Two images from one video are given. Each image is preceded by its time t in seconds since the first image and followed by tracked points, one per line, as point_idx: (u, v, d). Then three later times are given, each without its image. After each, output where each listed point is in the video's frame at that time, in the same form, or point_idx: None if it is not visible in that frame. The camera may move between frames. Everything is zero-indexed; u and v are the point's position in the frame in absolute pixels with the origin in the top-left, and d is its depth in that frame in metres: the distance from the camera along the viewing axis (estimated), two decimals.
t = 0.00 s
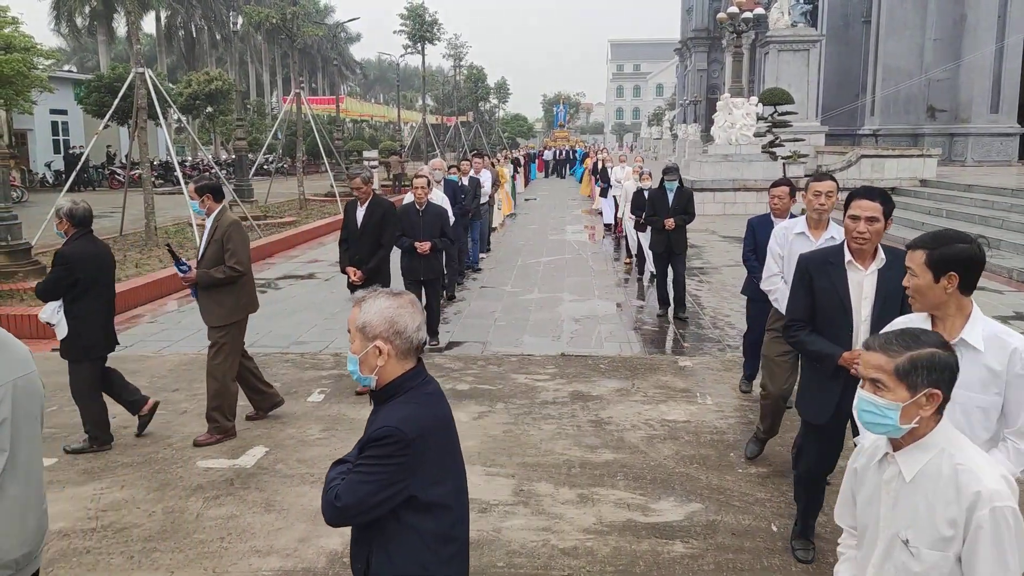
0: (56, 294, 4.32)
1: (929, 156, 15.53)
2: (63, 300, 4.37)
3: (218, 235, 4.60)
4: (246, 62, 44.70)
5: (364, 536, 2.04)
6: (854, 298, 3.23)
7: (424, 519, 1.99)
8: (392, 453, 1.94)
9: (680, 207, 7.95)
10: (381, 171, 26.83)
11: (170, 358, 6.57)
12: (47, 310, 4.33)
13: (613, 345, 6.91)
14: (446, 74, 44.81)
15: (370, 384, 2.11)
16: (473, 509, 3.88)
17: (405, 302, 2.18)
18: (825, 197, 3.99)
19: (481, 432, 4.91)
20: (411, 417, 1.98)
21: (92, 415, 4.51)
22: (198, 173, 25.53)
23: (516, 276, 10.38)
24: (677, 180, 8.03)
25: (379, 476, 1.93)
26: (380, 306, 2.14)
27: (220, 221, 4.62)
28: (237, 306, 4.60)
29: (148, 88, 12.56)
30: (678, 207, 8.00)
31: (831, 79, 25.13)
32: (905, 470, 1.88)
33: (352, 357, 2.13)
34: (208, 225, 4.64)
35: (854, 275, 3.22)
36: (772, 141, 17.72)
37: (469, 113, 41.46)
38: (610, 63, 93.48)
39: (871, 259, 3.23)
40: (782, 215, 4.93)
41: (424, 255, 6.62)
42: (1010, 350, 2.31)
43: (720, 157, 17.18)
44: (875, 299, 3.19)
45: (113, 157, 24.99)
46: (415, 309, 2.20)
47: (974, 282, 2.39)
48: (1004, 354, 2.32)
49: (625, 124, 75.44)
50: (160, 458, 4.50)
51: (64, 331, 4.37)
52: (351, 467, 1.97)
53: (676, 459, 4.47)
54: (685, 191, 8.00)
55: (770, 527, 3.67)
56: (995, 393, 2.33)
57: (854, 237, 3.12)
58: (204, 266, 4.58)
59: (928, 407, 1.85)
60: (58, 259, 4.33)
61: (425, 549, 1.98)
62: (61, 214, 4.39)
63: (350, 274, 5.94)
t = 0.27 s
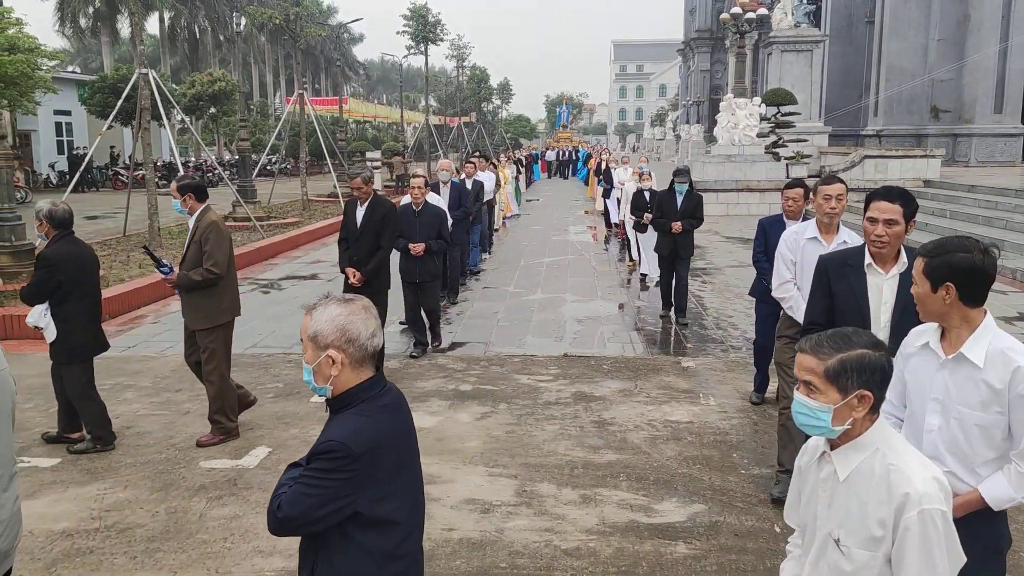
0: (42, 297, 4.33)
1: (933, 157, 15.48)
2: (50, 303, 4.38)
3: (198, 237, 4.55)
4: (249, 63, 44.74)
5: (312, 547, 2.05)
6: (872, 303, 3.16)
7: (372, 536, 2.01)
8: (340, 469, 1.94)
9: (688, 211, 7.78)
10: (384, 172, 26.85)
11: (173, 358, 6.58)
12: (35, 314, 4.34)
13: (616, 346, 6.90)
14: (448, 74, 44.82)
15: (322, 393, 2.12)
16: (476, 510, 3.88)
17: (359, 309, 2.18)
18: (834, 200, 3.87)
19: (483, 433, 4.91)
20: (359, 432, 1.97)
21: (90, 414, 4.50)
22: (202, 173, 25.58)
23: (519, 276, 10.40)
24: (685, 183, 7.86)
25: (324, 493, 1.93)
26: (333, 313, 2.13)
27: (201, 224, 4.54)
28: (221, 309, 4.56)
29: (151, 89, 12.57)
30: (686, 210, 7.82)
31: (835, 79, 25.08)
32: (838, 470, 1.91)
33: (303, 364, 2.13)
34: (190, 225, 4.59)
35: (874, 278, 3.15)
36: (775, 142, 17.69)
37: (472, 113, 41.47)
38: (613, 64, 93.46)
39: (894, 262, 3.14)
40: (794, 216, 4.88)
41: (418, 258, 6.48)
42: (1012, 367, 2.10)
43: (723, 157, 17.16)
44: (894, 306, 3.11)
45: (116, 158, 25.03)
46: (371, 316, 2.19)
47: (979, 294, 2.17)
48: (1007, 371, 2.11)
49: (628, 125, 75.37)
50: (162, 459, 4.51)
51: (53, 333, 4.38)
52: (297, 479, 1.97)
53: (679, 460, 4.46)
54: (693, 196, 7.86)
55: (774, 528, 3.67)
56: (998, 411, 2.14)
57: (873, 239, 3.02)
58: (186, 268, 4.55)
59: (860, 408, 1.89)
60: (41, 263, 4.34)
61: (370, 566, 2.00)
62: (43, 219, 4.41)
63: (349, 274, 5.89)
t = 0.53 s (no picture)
0: (26, 296, 4.33)
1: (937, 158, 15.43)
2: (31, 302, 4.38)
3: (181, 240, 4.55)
4: (253, 64, 44.86)
5: (276, 551, 2.05)
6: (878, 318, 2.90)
7: (334, 539, 2.00)
8: (299, 470, 1.94)
9: (697, 211, 7.69)
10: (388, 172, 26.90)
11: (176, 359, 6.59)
12: (15, 312, 4.33)
13: (618, 347, 6.90)
14: (452, 76, 44.88)
15: (285, 395, 2.16)
16: (478, 511, 3.88)
17: (322, 313, 2.23)
18: (833, 207, 3.86)
19: (485, 434, 4.90)
20: (317, 435, 1.98)
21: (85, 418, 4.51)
22: (205, 174, 25.66)
23: (521, 277, 10.42)
24: (693, 183, 7.75)
25: (284, 495, 1.94)
26: (297, 317, 2.19)
27: (184, 227, 4.54)
28: (203, 312, 4.56)
29: (155, 90, 12.60)
30: (694, 210, 7.74)
31: (838, 80, 25.04)
32: (771, 480, 1.89)
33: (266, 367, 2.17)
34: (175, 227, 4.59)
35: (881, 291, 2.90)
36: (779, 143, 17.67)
37: (475, 114, 41.52)
38: (616, 65, 93.56)
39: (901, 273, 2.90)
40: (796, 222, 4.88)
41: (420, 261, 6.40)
42: (987, 376, 1.95)
43: (727, 158, 17.17)
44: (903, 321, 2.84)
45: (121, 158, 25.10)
46: (334, 319, 2.26)
47: (951, 300, 2.04)
48: (982, 380, 1.97)
49: (632, 126, 75.44)
50: (165, 459, 4.51)
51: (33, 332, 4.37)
52: (256, 483, 1.96)
53: (682, 462, 4.45)
54: (702, 196, 7.75)
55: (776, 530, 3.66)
56: (978, 424, 1.98)
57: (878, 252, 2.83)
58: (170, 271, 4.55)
59: (791, 424, 1.87)
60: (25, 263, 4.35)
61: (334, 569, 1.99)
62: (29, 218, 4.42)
63: (347, 278, 5.73)
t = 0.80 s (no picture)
0: (4, 290, 4.35)
1: (940, 159, 15.45)
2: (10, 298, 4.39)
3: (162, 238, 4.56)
4: (256, 65, 44.93)
5: (245, 542, 2.05)
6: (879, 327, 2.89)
7: (303, 532, 2.01)
8: (272, 461, 1.95)
9: (702, 212, 7.69)
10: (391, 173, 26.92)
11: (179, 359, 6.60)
12: None
13: (621, 348, 6.90)
14: (454, 76, 44.91)
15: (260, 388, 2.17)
16: (481, 511, 3.88)
17: (305, 310, 2.26)
18: (828, 207, 3.85)
19: (487, 435, 4.90)
20: (290, 427, 2.00)
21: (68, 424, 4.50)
22: (209, 175, 25.72)
23: (524, 277, 10.44)
24: (698, 186, 7.79)
25: (255, 486, 1.94)
26: (279, 311, 2.20)
27: (165, 224, 4.56)
28: (179, 310, 4.54)
29: (158, 90, 12.62)
30: (699, 212, 7.72)
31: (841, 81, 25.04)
32: (690, 475, 1.89)
33: (243, 359, 2.19)
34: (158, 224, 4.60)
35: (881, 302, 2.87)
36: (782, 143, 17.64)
37: (478, 115, 41.53)
38: (619, 66, 93.53)
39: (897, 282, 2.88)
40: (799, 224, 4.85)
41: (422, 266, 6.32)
42: (960, 378, 1.93)
43: (730, 159, 17.17)
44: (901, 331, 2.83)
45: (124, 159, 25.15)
46: (314, 318, 2.29)
47: (928, 302, 2.01)
48: (955, 383, 1.94)
49: (635, 126, 75.41)
50: (169, 460, 4.51)
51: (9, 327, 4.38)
52: (228, 473, 1.97)
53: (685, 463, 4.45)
54: (707, 198, 7.75)
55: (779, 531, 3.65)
56: (950, 427, 1.96)
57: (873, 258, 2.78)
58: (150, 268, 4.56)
59: (708, 420, 1.87)
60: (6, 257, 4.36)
61: (303, 561, 2.00)
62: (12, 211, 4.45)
63: (341, 287, 5.52)
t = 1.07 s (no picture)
0: None
1: (944, 158, 15.43)
2: None
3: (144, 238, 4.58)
4: (259, 65, 45.00)
5: (217, 537, 2.05)
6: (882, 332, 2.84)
7: (278, 524, 2.03)
8: (245, 455, 1.96)
9: (705, 214, 7.67)
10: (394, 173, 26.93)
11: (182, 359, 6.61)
12: None
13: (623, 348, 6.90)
14: (457, 76, 44.91)
15: (230, 384, 2.18)
16: (484, 512, 3.88)
17: (276, 307, 2.28)
18: (833, 211, 3.85)
19: (489, 435, 4.90)
20: (261, 420, 2.00)
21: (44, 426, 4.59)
22: (212, 175, 25.75)
23: (528, 277, 10.44)
24: (699, 187, 7.80)
25: (228, 479, 1.94)
26: (251, 307, 2.22)
27: (148, 224, 4.57)
28: (161, 309, 4.56)
29: (161, 90, 12.63)
30: (701, 213, 7.72)
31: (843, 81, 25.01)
32: (621, 464, 1.98)
33: (213, 353, 2.18)
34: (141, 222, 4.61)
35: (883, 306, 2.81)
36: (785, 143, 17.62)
37: (480, 115, 41.54)
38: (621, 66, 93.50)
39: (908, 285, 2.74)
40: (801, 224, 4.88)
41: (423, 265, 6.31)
42: (928, 391, 1.89)
43: (733, 160, 17.17)
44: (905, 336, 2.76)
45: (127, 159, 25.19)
46: (286, 315, 2.30)
47: (903, 309, 1.98)
48: (924, 395, 1.91)
49: (637, 126, 75.36)
50: (171, 460, 4.52)
51: None
52: (200, 469, 1.97)
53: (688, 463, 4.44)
54: (709, 200, 7.75)
55: (781, 531, 3.65)
56: (920, 440, 1.93)
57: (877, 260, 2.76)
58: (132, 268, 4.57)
59: (638, 410, 1.96)
60: None
61: (279, 553, 2.02)
62: None
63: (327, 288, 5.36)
